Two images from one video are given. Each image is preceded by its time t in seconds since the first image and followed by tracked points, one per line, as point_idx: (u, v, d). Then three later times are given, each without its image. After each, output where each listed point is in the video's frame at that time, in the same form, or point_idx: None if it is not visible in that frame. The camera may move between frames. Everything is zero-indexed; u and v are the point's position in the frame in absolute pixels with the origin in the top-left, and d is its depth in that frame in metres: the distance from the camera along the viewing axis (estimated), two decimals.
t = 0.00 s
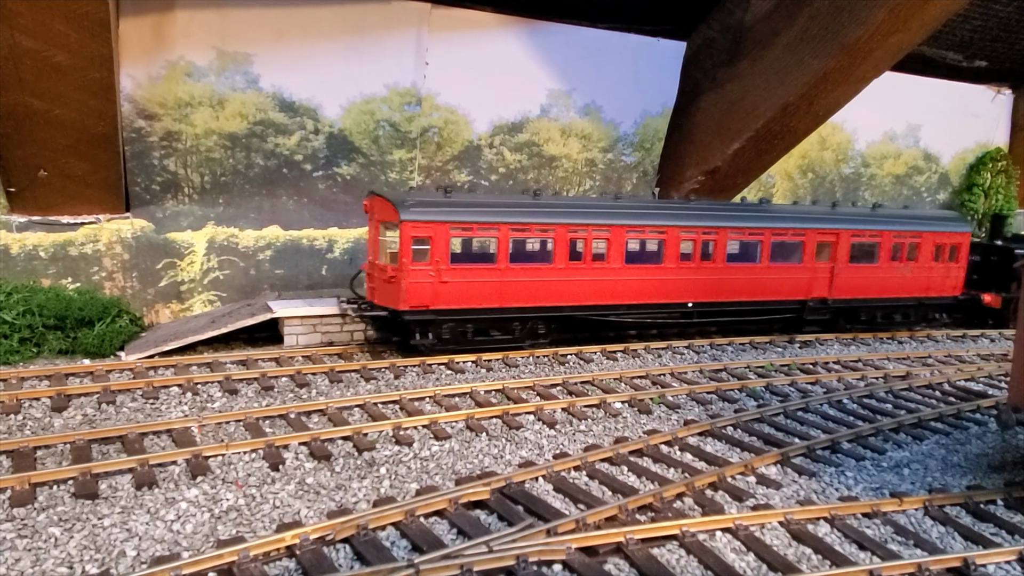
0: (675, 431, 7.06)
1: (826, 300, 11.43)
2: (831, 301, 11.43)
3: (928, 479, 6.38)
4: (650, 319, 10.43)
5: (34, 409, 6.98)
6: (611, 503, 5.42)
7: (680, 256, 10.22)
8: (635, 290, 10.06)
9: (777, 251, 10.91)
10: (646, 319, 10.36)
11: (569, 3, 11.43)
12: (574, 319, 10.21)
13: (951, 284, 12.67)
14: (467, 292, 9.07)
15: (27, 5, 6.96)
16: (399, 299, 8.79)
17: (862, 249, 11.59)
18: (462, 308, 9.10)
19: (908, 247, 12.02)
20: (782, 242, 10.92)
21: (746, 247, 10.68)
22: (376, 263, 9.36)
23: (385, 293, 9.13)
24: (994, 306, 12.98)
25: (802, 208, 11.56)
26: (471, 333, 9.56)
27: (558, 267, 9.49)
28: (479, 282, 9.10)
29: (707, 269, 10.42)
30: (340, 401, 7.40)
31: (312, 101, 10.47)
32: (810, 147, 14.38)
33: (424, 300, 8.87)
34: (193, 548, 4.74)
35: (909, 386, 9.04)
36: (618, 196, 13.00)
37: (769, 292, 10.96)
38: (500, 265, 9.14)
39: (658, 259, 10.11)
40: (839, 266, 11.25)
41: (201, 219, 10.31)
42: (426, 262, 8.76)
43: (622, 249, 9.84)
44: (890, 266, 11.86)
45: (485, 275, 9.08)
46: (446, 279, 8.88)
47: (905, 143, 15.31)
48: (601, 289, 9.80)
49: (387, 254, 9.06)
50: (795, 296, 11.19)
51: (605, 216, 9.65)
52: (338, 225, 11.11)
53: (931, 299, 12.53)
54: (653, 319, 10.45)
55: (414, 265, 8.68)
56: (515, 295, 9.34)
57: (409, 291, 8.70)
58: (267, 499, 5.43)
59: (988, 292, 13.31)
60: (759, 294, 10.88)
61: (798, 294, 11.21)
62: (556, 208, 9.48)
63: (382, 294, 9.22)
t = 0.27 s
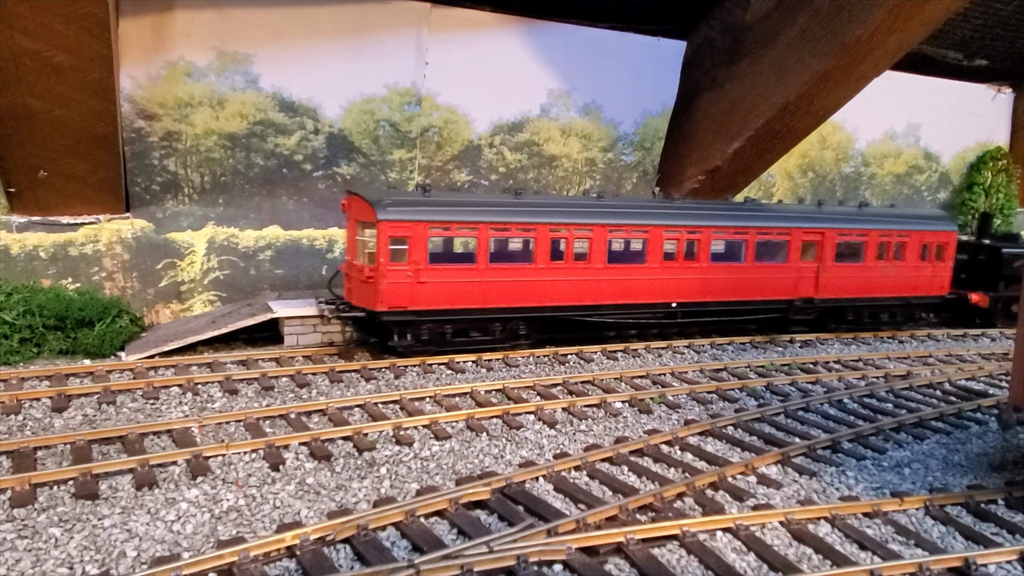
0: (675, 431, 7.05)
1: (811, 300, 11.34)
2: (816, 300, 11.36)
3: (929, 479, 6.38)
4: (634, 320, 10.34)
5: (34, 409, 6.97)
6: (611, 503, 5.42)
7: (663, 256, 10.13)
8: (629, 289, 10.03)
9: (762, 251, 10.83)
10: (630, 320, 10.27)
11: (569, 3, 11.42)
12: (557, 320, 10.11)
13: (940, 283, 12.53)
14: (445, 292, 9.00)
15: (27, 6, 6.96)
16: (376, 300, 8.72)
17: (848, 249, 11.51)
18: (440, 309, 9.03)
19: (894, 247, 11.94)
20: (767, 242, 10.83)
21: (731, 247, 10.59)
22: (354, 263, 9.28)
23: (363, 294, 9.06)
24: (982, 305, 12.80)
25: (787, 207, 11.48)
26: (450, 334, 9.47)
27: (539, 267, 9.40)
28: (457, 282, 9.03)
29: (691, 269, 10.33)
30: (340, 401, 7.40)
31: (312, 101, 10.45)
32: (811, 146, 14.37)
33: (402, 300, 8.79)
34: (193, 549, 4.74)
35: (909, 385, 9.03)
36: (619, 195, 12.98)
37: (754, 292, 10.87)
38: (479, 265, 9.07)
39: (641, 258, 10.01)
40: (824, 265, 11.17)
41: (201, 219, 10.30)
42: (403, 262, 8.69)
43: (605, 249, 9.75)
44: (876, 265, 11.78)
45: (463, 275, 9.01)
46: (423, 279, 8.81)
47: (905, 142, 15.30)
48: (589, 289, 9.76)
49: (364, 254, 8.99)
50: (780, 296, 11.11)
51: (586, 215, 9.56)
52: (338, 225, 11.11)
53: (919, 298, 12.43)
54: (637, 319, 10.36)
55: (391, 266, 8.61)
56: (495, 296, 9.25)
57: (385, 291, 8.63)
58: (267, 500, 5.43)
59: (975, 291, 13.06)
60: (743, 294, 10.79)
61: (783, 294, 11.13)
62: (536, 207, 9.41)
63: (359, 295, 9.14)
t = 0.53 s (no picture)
0: (677, 433, 7.05)
1: (797, 301, 11.18)
2: (802, 301, 11.21)
3: (931, 481, 6.38)
4: (617, 322, 10.19)
5: (36, 412, 6.98)
6: (613, 505, 5.42)
7: (647, 257, 9.97)
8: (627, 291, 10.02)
9: (747, 251, 10.67)
10: (613, 322, 10.13)
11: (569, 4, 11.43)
12: (539, 322, 9.95)
13: (926, 284, 12.41)
14: (425, 295, 8.79)
15: (29, 9, 6.97)
16: (354, 303, 8.48)
17: (834, 249, 11.36)
18: (418, 312, 8.83)
19: (880, 248, 11.80)
20: (752, 242, 10.67)
21: (715, 248, 10.44)
22: (332, 265, 9.06)
23: (341, 296, 8.83)
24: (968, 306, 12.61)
25: (773, 207, 11.32)
26: (430, 337, 9.30)
27: (520, 268, 9.23)
28: (436, 285, 8.84)
29: (674, 270, 10.17)
30: (342, 403, 7.41)
31: (314, 103, 10.45)
32: (811, 146, 14.37)
33: (381, 303, 8.57)
34: (196, 552, 4.74)
35: (911, 386, 9.04)
36: (620, 196, 12.98)
37: (738, 294, 10.72)
38: (459, 267, 8.88)
39: (625, 260, 9.85)
40: (810, 267, 11.03)
41: (202, 221, 10.31)
42: (382, 265, 8.45)
43: (587, 250, 9.59)
44: (862, 266, 11.64)
45: (441, 277, 8.80)
46: (403, 282, 8.59)
47: (907, 142, 15.30)
48: (586, 291, 9.71)
49: (343, 256, 8.76)
50: (765, 297, 10.96)
51: (569, 216, 9.40)
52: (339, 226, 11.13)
53: (905, 299, 12.29)
54: (620, 322, 10.20)
55: (370, 268, 8.37)
56: (474, 298, 9.08)
57: (364, 294, 8.39)
58: (269, 503, 5.43)
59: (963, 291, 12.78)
60: (728, 295, 10.66)
61: (769, 295, 10.99)
62: (517, 207, 9.22)
63: (338, 298, 8.93)
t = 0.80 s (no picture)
0: (679, 435, 7.07)
1: (783, 303, 11.00)
2: (789, 303, 11.03)
3: (933, 483, 6.39)
4: (600, 324, 10.02)
5: (40, 415, 6.99)
6: (616, 509, 5.44)
7: (631, 259, 9.80)
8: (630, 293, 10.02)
9: (732, 253, 10.48)
10: (596, 325, 9.96)
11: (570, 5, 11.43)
12: (521, 325, 9.79)
13: (913, 285, 12.26)
14: (404, 298, 8.60)
15: (31, 12, 6.98)
16: (332, 307, 8.31)
17: (820, 250, 11.18)
18: (396, 315, 8.63)
19: (866, 249, 11.61)
20: (737, 244, 10.49)
21: (699, 249, 10.26)
22: (310, 268, 8.87)
23: (319, 300, 8.65)
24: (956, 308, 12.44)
25: (758, 207, 11.14)
26: (410, 341, 9.12)
27: (499, 271, 9.05)
28: (415, 288, 8.64)
29: (658, 272, 10.00)
30: (345, 406, 7.43)
31: (315, 105, 10.47)
32: (812, 148, 14.38)
33: (359, 307, 8.39)
34: (200, 556, 4.76)
35: (913, 388, 9.06)
36: (621, 198, 12.99)
37: (723, 296, 10.54)
38: (438, 269, 8.70)
39: (607, 262, 9.68)
40: (796, 268, 10.85)
41: (204, 223, 10.32)
42: (361, 267, 8.28)
43: (569, 252, 9.41)
44: (849, 268, 11.45)
45: (418, 280, 8.61)
46: (381, 285, 8.40)
47: (907, 144, 15.31)
48: (586, 293, 9.64)
49: (321, 259, 8.58)
50: (751, 299, 10.77)
51: (551, 218, 9.23)
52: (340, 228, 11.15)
53: (891, 300, 12.10)
54: (603, 325, 10.04)
55: (348, 271, 8.21)
56: (452, 301, 8.89)
57: (343, 297, 8.23)
58: (272, 506, 5.44)
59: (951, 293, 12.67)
60: (713, 297, 10.48)
61: (755, 297, 10.81)
62: (499, 209, 9.05)
63: (315, 301, 8.73)
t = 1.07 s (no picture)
0: (681, 439, 7.09)
1: (769, 306, 10.94)
2: (774, 306, 10.96)
3: (935, 487, 6.41)
4: (584, 328, 9.98)
5: (44, 420, 7.01)
6: (619, 514, 5.46)
7: (615, 263, 9.72)
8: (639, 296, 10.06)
9: (718, 256, 10.41)
10: (580, 329, 9.93)
11: (572, 9, 11.45)
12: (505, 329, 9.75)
13: (900, 288, 12.18)
14: (383, 303, 8.55)
15: (35, 18, 7.00)
16: (310, 311, 8.27)
17: (807, 253, 11.12)
18: (376, 320, 8.59)
19: (854, 252, 11.54)
20: (723, 247, 10.42)
21: (684, 253, 10.20)
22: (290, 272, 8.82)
23: (298, 305, 8.61)
24: (943, 310, 12.48)
25: (745, 210, 11.09)
26: (391, 346, 9.08)
27: (481, 275, 8.99)
28: (394, 292, 8.59)
29: (642, 276, 9.94)
30: (347, 410, 7.45)
31: (317, 109, 10.49)
32: (813, 150, 14.39)
33: (337, 312, 8.36)
34: (205, 562, 4.77)
35: (914, 391, 9.08)
36: (623, 201, 13.01)
37: (708, 299, 10.48)
38: (418, 274, 8.65)
39: (591, 266, 9.61)
40: (782, 271, 10.78)
41: (206, 227, 10.35)
42: (338, 272, 8.24)
43: (552, 256, 9.35)
44: (836, 270, 11.39)
45: (398, 284, 8.55)
46: (360, 289, 8.39)
47: (908, 145, 15.32)
48: (584, 296, 9.65)
49: (299, 263, 8.53)
50: (736, 303, 10.70)
51: (532, 221, 9.17)
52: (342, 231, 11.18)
53: (879, 303, 12.03)
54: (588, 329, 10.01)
55: (326, 276, 8.17)
56: (432, 306, 8.84)
57: (320, 302, 8.19)
58: (276, 511, 5.46)
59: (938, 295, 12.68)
60: (698, 301, 10.40)
61: (740, 301, 10.74)
62: (480, 212, 9.01)
63: (292, 306, 8.69)
